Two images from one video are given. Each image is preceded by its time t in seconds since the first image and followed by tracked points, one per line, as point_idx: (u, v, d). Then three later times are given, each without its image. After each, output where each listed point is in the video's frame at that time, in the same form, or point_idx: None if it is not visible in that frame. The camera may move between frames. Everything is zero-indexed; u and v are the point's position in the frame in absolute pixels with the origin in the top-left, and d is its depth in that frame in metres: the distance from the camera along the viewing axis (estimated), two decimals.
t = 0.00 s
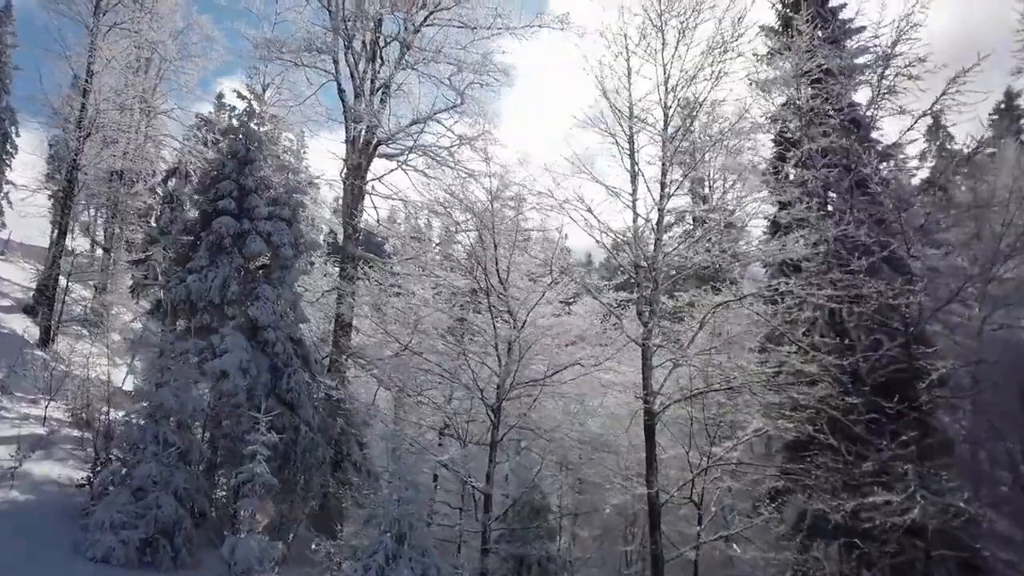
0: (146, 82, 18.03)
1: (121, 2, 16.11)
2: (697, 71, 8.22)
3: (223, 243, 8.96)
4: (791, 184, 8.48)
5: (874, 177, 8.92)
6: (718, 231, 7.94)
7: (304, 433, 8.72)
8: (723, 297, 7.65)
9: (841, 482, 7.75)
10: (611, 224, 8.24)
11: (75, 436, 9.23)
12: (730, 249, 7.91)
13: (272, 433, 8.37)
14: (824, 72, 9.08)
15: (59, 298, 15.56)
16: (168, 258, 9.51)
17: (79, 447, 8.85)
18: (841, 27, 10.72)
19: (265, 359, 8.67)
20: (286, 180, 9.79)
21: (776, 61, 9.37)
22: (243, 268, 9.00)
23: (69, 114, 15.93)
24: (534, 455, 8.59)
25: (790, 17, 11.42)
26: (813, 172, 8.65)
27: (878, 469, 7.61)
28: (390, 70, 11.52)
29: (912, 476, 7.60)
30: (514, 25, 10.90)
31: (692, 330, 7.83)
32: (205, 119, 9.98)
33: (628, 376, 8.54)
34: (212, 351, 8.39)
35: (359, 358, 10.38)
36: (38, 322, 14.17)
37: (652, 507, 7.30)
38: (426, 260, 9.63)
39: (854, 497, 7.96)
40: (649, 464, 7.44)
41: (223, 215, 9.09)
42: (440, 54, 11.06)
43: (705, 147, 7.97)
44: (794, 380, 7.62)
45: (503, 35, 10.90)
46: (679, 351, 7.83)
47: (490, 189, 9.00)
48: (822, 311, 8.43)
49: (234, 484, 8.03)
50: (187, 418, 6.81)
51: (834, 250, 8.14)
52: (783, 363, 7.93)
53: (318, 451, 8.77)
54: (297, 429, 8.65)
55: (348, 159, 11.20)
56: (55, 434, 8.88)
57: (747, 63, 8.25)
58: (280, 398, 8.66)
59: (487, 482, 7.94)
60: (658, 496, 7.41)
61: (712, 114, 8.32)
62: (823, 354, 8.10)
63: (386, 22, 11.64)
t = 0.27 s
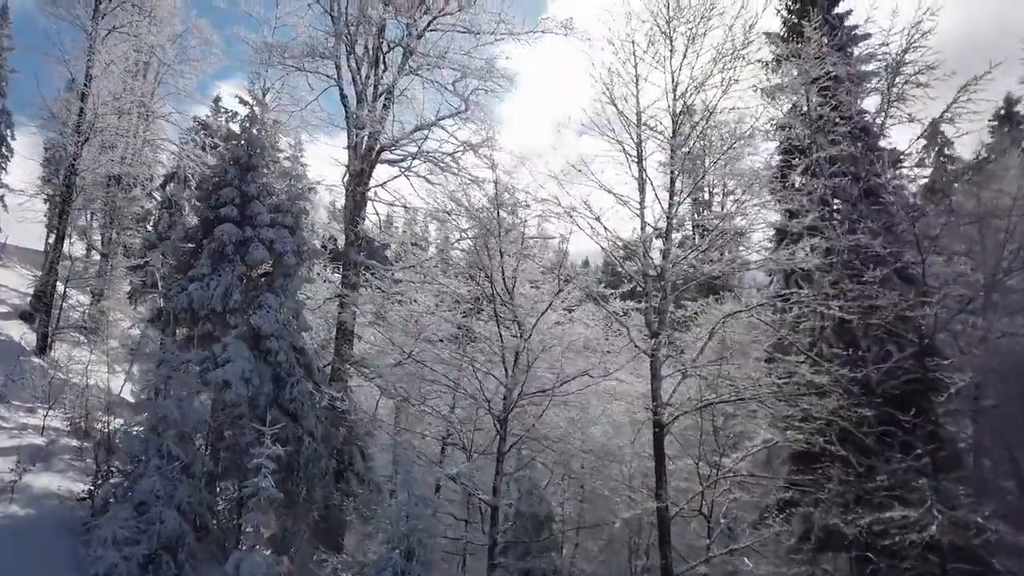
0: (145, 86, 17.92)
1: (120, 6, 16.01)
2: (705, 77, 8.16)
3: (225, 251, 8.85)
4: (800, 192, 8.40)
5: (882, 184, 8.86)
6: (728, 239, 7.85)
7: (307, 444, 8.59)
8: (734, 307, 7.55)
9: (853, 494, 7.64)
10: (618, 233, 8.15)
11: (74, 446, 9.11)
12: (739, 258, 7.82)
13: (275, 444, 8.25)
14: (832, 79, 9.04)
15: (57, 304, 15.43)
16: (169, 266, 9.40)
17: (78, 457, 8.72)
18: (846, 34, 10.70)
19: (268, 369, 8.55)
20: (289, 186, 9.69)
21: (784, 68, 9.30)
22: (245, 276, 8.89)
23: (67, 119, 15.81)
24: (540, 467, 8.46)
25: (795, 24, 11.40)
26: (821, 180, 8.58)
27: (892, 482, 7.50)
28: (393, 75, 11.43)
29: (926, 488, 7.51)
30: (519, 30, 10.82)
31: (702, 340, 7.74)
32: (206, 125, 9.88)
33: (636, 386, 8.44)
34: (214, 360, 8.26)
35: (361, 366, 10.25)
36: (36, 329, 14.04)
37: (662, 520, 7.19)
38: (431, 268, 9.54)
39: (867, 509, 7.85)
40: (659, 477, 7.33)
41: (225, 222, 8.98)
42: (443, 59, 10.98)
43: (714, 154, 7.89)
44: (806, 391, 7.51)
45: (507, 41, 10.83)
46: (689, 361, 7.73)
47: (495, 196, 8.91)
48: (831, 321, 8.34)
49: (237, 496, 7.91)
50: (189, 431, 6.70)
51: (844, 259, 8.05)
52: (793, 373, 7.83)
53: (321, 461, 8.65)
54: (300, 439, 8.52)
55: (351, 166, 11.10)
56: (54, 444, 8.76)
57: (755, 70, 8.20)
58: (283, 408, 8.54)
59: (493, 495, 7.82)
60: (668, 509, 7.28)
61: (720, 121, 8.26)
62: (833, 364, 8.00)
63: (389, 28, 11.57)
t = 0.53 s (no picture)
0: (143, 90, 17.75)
1: (120, 10, 15.87)
2: (716, 85, 8.09)
3: (228, 259, 8.69)
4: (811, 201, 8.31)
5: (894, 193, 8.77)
6: (739, 249, 7.75)
7: (311, 455, 8.44)
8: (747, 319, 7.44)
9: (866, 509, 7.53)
10: (629, 243, 8.03)
11: (73, 457, 8.95)
12: (751, 268, 7.73)
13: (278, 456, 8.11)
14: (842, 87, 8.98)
15: (54, 311, 15.24)
16: (170, 274, 9.24)
17: (78, 469, 8.56)
18: (854, 41, 10.64)
19: (271, 379, 8.40)
20: (293, 193, 9.54)
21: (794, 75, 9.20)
22: (249, 284, 8.75)
23: (65, 123, 15.62)
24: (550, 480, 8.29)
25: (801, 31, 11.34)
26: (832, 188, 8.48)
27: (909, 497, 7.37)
28: (398, 81, 11.32)
29: (943, 503, 7.39)
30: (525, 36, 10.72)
31: (714, 352, 7.63)
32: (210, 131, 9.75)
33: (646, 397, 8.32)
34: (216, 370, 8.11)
35: (365, 375, 10.10)
36: (33, 336, 13.85)
37: (675, 537, 7.05)
38: (438, 277, 9.37)
39: (883, 524, 7.73)
40: (671, 491, 7.21)
41: (229, 229, 8.83)
42: (448, 65, 10.88)
43: (726, 163, 7.80)
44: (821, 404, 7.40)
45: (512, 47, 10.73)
46: (701, 373, 7.60)
47: (503, 204, 8.79)
48: (843, 331, 8.24)
49: (240, 509, 7.75)
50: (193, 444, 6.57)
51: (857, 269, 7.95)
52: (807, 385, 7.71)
53: (324, 473, 8.49)
54: (304, 451, 8.36)
55: (354, 172, 10.99)
56: (53, 456, 8.60)
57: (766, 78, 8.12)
58: (287, 419, 8.39)
59: (503, 510, 7.66)
60: (680, 524, 7.16)
61: (731, 129, 8.18)
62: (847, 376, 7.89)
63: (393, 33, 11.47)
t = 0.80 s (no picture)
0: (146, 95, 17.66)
1: (123, 14, 15.77)
2: (731, 90, 7.98)
3: (235, 266, 8.57)
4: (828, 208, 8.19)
5: (910, 199, 8.66)
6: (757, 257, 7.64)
7: (319, 465, 8.29)
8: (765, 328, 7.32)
9: (886, 522, 7.39)
10: (644, 250, 7.89)
11: (77, 467, 8.81)
12: (768, 275, 7.60)
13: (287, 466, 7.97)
14: (857, 92, 8.87)
15: (56, 317, 15.12)
16: (176, 282, 9.12)
17: (83, 479, 8.42)
18: (865, 47, 10.56)
19: (279, 388, 8.27)
20: (300, 200, 9.43)
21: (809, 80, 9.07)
22: (256, 292, 8.62)
23: (68, 128, 15.53)
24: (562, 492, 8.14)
25: (812, 36, 11.26)
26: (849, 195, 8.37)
27: (931, 510, 7.24)
28: (405, 86, 11.22)
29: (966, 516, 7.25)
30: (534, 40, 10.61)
31: (731, 362, 7.49)
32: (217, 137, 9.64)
33: (661, 407, 8.19)
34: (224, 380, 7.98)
35: (373, 384, 9.95)
36: (35, 343, 13.72)
37: (693, 551, 6.91)
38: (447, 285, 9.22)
39: (903, 537, 7.59)
40: (688, 504, 7.07)
41: (236, 236, 8.71)
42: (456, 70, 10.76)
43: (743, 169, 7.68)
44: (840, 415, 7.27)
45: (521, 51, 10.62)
46: (718, 384, 7.45)
47: (514, 211, 8.67)
48: (860, 340, 8.12)
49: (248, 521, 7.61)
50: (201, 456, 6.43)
51: (876, 277, 7.83)
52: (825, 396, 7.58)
53: (333, 484, 8.34)
54: (312, 461, 8.22)
55: (361, 178, 10.88)
56: (57, 466, 8.46)
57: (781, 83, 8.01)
58: (295, 429, 8.25)
59: (516, 523, 7.51)
60: (698, 537, 7.05)
61: (747, 135, 8.07)
62: (865, 386, 7.77)
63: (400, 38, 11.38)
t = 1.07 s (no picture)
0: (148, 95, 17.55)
1: (125, 14, 15.67)
2: (745, 92, 7.89)
3: (242, 270, 8.46)
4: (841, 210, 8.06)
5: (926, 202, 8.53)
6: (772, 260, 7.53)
7: (326, 471, 8.20)
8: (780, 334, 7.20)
9: (902, 529, 7.30)
10: (656, 254, 7.77)
11: (81, 473, 8.76)
12: (784, 280, 7.47)
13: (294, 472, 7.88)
14: (871, 94, 8.77)
15: (58, 319, 15.03)
16: (182, 285, 9.02)
17: (87, 487, 8.41)
18: (875, 48, 10.47)
19: (286, 393, 8.17)
20: (307, 202, 9.33)
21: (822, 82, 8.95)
22: (262, 296, 8.52)
23: (70, 129, 15.42)
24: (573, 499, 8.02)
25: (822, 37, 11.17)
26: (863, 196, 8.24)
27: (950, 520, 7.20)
28: (411, 87, 11.12)
29: (983, 523, 7.14)
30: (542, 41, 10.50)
31: (745, 368, 7.37)
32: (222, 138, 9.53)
33: (673, 414, 8.05)
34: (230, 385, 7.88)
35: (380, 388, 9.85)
36: (37, 345, 13.63)
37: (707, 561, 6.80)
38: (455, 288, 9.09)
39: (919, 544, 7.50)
40: (702, 512, 6.96)
41: (242, 239, 8.60)
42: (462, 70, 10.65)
43: (757, 170, 7.54)
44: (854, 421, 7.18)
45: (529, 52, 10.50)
46: (732, 390, 7.33)
47: (524, 214, 8.54)
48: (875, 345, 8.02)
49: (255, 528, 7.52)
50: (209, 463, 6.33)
51: (891, 281, 7.69)
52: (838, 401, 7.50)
53: (341, 490, 8.24)
54: (319, 467, 8.12)
55: (367, 180, 10.79)
56: (61, 473, 8.42)
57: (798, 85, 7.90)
58: (302, 434, 8.15)
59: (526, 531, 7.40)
60: (711, 546, 6.95)
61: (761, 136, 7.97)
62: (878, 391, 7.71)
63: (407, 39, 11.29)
